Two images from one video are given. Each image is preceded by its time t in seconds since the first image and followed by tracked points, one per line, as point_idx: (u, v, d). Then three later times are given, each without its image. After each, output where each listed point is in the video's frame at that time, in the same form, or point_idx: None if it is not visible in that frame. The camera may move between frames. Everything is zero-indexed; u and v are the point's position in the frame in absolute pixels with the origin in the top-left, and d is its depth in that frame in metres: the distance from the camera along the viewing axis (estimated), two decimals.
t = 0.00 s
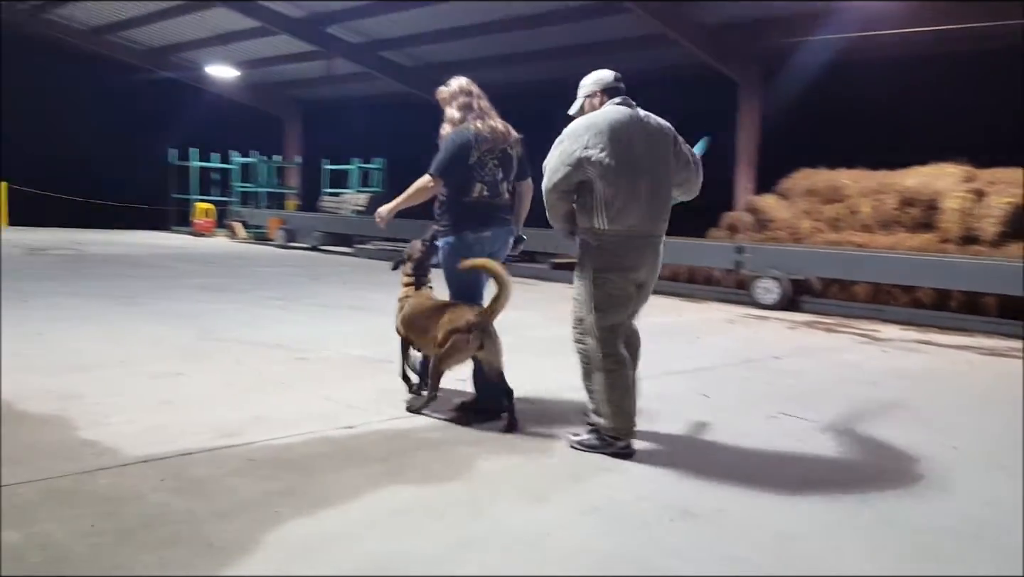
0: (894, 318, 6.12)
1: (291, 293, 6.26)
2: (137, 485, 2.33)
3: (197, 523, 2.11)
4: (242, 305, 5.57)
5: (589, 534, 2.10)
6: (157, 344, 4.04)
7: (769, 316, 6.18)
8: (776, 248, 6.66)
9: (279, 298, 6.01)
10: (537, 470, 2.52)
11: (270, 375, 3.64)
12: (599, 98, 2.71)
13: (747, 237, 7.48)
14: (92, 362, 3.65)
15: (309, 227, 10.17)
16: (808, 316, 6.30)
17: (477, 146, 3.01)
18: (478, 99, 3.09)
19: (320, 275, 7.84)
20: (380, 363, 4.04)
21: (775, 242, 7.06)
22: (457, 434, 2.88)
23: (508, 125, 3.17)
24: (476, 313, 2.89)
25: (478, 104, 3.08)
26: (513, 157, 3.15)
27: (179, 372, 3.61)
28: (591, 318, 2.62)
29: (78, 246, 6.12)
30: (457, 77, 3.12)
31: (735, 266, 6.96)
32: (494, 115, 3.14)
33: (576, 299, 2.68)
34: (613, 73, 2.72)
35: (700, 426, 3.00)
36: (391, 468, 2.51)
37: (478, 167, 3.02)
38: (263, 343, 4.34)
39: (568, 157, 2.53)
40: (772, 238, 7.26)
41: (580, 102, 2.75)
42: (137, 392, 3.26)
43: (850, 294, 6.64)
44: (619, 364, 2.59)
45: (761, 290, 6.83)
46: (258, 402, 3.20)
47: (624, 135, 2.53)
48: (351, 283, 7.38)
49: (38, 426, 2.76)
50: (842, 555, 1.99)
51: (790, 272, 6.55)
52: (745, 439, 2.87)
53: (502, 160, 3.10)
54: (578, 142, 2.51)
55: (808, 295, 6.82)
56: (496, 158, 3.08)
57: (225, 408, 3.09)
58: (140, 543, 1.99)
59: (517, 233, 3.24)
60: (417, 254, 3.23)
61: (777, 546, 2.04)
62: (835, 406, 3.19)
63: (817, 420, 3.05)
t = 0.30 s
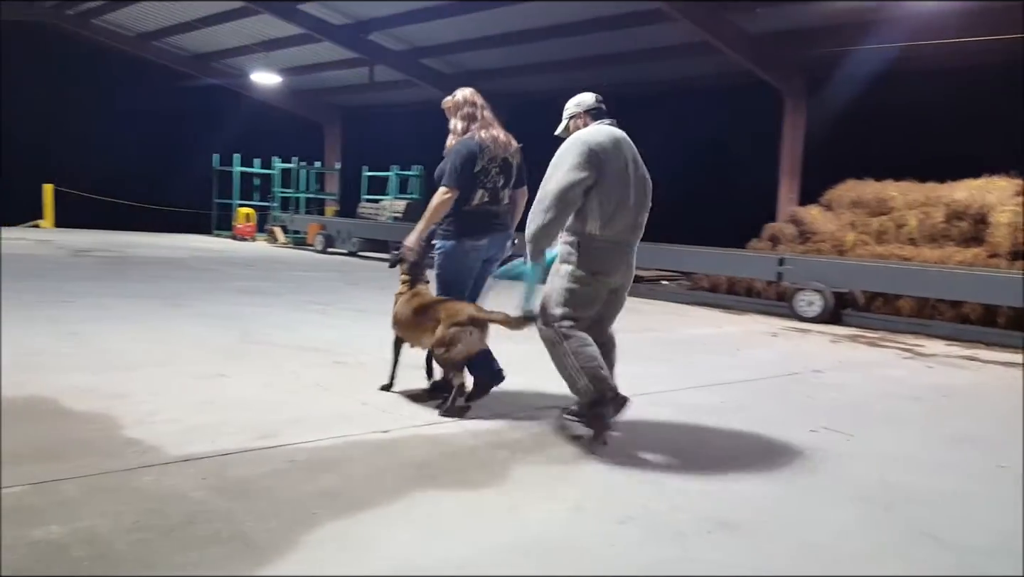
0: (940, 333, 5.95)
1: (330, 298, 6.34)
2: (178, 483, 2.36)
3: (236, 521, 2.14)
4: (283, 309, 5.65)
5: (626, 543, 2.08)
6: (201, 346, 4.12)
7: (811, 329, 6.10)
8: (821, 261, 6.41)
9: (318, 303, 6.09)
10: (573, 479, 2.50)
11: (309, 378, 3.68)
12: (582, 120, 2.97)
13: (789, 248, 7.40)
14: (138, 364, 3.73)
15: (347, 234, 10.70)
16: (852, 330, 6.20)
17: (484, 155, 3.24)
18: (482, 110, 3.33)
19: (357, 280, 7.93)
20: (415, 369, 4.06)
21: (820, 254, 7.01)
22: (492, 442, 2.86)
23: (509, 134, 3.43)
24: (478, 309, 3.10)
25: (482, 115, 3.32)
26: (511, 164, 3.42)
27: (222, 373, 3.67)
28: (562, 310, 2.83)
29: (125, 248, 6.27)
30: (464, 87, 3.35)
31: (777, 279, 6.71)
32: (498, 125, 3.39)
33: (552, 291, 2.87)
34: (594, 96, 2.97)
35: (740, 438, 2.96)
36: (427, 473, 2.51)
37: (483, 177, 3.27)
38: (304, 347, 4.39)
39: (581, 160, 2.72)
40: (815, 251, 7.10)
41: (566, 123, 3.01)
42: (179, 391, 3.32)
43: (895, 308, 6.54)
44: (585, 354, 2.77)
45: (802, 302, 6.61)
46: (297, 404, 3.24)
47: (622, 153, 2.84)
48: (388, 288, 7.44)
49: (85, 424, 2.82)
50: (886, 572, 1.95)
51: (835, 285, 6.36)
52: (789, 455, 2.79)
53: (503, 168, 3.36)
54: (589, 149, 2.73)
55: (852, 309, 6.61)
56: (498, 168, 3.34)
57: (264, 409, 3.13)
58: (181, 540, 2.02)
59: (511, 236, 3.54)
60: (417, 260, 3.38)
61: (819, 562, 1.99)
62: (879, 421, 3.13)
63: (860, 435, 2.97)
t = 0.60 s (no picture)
0: (994, 339, 5.76)
1: (373, 295, 6.40)
2: (224, 473, 2.40)
3: (281, 511, 2.17)
4: (326, 304, 5.71)
5: (668, 545, 2.06)
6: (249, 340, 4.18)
7: (861, 333, 5.98)
8: (873, 263, 6.34)
9: (362, 299, 6.15)
10: (614, 479, 2.49)
11: (352, 372, 3.72)
12: (572, 119, 3.17)
13: (840, 249, 7.37)
14: (187, 356, 3.81)
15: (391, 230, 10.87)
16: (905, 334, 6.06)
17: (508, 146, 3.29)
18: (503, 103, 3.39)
19: (398, 277, 7.98)
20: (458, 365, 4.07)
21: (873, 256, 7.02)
22: (534, 439, 2.86)
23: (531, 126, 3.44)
24: (503, 328, 3.28)
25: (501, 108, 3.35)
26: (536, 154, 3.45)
27: (267, 366, 3.72)
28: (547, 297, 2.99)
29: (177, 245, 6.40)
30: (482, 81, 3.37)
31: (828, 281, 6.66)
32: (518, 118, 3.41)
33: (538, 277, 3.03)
34: (583, 96, 3.17)
35: (785, 442, 2.91)
36: (468, 469, 2.51)
37: (504, 169, 3.31)
38: (346, 342, 4.43)
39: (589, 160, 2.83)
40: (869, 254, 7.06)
41: (556, 121, 3.21)
42: (226, 384, 3.37)
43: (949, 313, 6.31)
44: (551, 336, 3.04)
45: (853, 306, 6.54)
46: (339, 397, 3.26)
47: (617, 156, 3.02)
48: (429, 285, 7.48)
49: (134, 414, 2.88)
50: None
51: (887, 288, 6.26)
52: (839, 459, 2.74)
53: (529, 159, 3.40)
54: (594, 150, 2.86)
55: (904, 313, 6.46)
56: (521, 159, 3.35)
57: (308, 402, 3.16)
58: (225, 530, 2.05)
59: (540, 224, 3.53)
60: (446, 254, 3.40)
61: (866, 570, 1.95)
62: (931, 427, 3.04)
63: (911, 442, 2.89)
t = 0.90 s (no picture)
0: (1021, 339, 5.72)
1: (397, 291, 6.45)
2: (250, 467, 2.41)
3: (306, 506, 2.17)
4: (348, 300, 5.74)
5: (695, 544, 2.05)
6: (277, 336, 4.23)
7: (888, 332, 5.94)
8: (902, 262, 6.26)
9: (387, 295, 6.20)
10: (640, 477, 2.48)
11: (376, 368, 3.72)
12: (586, 117, 3.17)
13: (869, 247, 7.40)
14: (213, 350, 3.84)
15: (417, 227, 11.65)
16: (934, 334, 6.00)
17: (521, 141, 3.29)
18: (516, 101, 3.40)
19: (420, 274, 8.04)
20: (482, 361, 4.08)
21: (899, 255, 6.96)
22: (559, 436, 2.86)
23: (546, 123, 3.46)
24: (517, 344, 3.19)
25: (516, 106, 3.38)
26: (553, 149, 3.43)
27: (292, 361, 3.73)
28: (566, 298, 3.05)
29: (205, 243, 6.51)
30: (496, 82, 3.43)
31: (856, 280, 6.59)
32: (533, 115, 3.44)
33: (556, 279, 3.09)
34: (593, 97, 3.18)
35: (813, 441, 2.89)
36: (493, 466, 2.51)
37: (522, 165, 3.31)
38: (370, 337, 4.44)
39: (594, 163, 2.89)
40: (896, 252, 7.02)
41: (566, 121, 3.21)
42: (253, 378, 3.40)
43: (978, 313, 6.35)
44: (577, 335, 3.07)
45: (881, 305, 6.49)
46: (364, 393, 3.27)
47: (628, 153, 3.03)
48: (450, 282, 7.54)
49: (162, 408, 2.90)
50: None
51: (915, 287, 6.20)
52: (867, 458, 2.72)
53: (545, 153, 3.38)
54: (601, 152, 2.90)
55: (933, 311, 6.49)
56: (537, 154, 3.35)
57: (333, 397, 3.18)
58: (251, 524, 2.05)
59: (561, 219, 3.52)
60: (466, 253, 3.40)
61: (896, 571, 1.93)
62: (959, 428, 3.01)
63: (942, 442, 2.87)
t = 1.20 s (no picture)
0: None
1: (412, 289, 6.47)
2: (266, 465, 2.41)
3: (321, 505, 2.17)
4: (366, 298, 5.75)
5: (710, 543, 2.05)
6: (294, 333, 4.25)
7: (906, 332, 5.92)
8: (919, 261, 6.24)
9: (402, 293, 6.23)
10: (656, 477, 2.47)
11: (391, 366, 3.73)
12: (608, 116, 3.16)
13: (886, 245, 7.57)
14: (232, 348, 3.85)
15: (433, 226, 11.72)
16: (951, 334, 5.98)
17: (537, 139, 3.30)
18: (530, 100, 3.41)
19: (434, 273, 8.07)
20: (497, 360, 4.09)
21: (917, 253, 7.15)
22: (575, 435, 2.86)
23: (561, 120, 3.47)
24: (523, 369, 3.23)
25: (530, 105, 3.38)
26: (568, 147, 3.44)
27: (309, 359, 3.74)
28: (596, 294, 3.07)
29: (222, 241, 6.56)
30: (509, 82, 3.44)
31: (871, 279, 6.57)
32: (547, 113, 3.44)
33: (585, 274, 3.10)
34: (615, 97, 3.18)
35: (830, 442, 2.88)
36: (509, 466, 2.51)
37: (537, 162, 3.31)
38: (387, 335, 4.44)
39: (623, 156, 2.93)
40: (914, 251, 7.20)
41: (588, 120, 3.19)
42: (270, 375, 3.41)
43: (996, 313, 6.35)
44: (606, 330, 3.09)
45: (898, 304, 6.49)
46: (379, 391, 3.28)
47: (654, 148, 3.08)
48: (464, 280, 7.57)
49: (179, 406, 2.91)
50: None
51: (932, 286, 6.17)
52: (882, 458, 2.72)
53: (559, 152, 3.39)
54: (630, 145, 2.93)
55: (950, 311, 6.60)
56: (552, 152, 3.36)
57: (349, 395, 3.18)
58: (267, 523, 2.05)
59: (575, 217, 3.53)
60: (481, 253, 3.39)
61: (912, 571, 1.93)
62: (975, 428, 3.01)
63: (960, 442, 2.86)
